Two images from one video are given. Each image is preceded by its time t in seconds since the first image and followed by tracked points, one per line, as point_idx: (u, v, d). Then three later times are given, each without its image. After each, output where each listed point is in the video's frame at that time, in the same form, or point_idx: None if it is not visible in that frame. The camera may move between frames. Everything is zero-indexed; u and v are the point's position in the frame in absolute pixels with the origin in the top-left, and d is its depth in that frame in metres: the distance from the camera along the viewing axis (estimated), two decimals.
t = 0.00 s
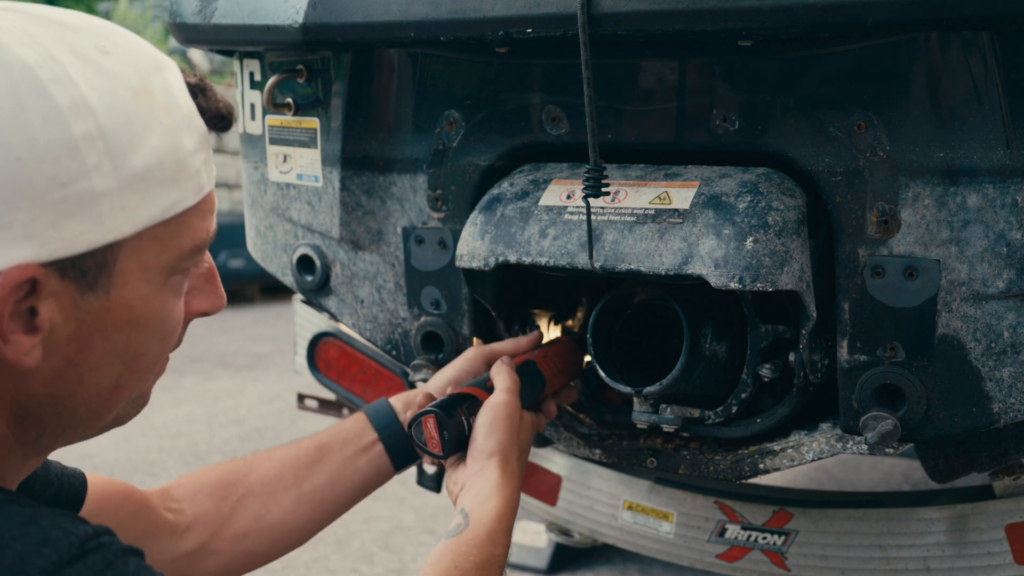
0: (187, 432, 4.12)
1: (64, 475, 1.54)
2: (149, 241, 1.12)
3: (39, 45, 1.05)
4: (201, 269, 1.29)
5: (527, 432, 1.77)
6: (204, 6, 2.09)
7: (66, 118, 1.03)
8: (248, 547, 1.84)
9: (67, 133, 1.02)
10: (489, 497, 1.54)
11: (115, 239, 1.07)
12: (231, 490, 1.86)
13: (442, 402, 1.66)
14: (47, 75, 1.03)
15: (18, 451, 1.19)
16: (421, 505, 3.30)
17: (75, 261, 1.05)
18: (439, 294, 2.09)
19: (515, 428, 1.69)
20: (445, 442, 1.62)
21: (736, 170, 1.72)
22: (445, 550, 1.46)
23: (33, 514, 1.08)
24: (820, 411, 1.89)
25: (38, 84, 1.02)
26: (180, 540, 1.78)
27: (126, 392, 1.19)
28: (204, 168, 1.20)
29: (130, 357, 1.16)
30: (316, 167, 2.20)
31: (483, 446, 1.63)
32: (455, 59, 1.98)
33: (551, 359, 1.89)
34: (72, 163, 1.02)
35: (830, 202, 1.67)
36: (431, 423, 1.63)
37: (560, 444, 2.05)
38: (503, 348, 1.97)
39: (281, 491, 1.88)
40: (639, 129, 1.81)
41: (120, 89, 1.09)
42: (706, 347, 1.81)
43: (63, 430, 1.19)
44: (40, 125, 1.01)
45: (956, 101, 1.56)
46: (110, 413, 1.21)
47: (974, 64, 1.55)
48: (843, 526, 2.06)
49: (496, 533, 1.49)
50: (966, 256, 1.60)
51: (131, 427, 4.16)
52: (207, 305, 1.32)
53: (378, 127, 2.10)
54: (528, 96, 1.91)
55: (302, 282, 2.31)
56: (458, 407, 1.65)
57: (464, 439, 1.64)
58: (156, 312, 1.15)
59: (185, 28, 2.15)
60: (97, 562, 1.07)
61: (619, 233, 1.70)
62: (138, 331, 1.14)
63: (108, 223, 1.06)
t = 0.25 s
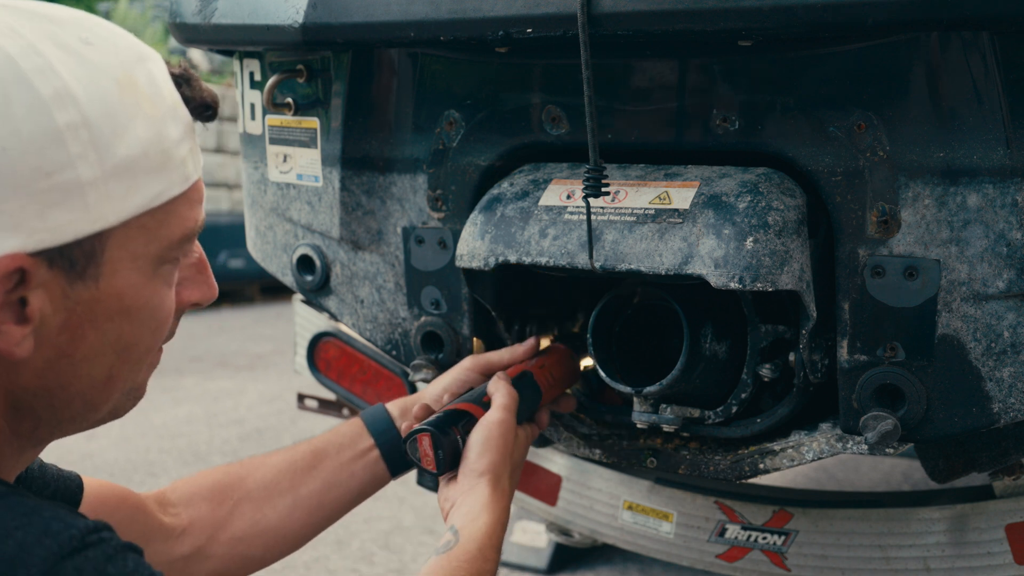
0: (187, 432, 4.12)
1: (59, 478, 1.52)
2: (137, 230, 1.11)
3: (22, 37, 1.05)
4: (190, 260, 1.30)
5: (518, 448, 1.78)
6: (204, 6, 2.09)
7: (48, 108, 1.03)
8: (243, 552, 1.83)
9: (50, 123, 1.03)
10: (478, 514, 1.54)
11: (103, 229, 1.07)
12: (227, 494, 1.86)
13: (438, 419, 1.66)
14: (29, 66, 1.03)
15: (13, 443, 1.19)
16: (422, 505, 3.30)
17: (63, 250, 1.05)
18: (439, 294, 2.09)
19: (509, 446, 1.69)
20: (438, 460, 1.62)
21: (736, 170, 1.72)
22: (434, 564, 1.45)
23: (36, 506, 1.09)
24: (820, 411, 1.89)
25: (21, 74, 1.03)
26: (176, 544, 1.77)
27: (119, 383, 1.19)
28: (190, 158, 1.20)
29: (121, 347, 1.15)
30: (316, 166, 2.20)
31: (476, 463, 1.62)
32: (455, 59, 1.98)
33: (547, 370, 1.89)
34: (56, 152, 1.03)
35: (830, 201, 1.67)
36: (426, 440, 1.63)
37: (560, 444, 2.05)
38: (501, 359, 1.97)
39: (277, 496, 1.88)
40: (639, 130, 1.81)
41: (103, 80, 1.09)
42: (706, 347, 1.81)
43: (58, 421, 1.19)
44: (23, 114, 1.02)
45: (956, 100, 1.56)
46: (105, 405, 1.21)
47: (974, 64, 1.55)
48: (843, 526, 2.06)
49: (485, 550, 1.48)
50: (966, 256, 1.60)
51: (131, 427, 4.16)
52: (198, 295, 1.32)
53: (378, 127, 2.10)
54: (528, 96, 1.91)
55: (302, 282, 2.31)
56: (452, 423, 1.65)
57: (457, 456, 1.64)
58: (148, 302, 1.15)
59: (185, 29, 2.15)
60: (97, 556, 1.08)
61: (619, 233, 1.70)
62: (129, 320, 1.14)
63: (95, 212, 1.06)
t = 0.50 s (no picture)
0: (187, 432, 4.12)
1: (54, 472, 1.51)
2: (133, 231, 1.11)
3: (19, 37, 1.05)
4: (186, 262, 1.29)
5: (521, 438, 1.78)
6: (204, 6, 2.09)
7: (45, 108, 1.03)
8: (243, 541, 1.83)
9: (47, 123, 1.03)
10: (482, 502, 1.54)
11: (99, 229, 1.07)
12: (226, 484, 1.86)
13: (439, 409, 1.66)
14: (26, 66, 1.03)
15: (8, 441, 1.20)
16: (422, 505, 3.30)
17: (59, 250, 1.05)
18: (439, 294, 2.09)
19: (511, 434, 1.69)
20: (442, 450, 1.63)
21: (736, 170, 1.72)
22: (437, 554, 1.46)
23: (29, 502, 1.09)
24: (820, 411, 1.89)
25: (18, 74, 1.03)
26: (174, 535, 1.78)
27: (113, 384, 1.19)
28: (187, 159, 1.20)
29: (116, 348, 1.15)
30: (316, 167, 2.20)
31: (478, 452, 1.63)
32: (455, 59, 1.98)
33: (547, 356, 1.88)
34: (53, 152, 1.03)
35: (830, 201, 1.67)
36: (427, 431, 1.64)
37: (559, 443, 2.06)
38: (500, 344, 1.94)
39: (276, 485, 1.88)
40: (640, 130, 1.81)
41: (101, 80, 1.09)
42: (706, 347, 1.81)
43: (52, 422, 1.19)
44: (19, 114, 1.02)
45: (956, 100, 1.56)
46: (98, 406, 1.21)
47: (974, 64, 1.55)
48: (843, 526, 2.06)
49: (488, 538, 1.48)
50: (966, 256, 1.60)
51: (131, 427, 4.16)
52: (194, 297, 1.32)
53: (378, 127, 2.10)
54: (528, 96, 1.91)
55: (302, 282, 2.31)
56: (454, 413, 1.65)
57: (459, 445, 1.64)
58: (143, 303, 1.15)
59: (185, 28, 2.15)
60: (93, 550, 1.08)
61: (619, 233, 1.70)
62: (124, 322, 1.14)
63: (91, 212, 1.06)
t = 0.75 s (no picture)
0: (187, 432, 4.12)
1: (59, 479, 1.48)
2: (129, 228, 1.12)
3: (16, 31, 1.05)
4: (183, 261, 1.29)
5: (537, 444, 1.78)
6: (204, 6, 2.09)
7: (41, 102, 1.03)
8: (248, 549, 1.83)
9: (43, 117, 1.03)
10: (504, 509, 1.54)
11: (94, 225, 1.07)
12: (230, 491, 1.85)
13: (465, 416, 1.64)
14: (22, 61, 1.03)
15: (4, 441, 1.19)
16: (422, 505, 3.30)
17: (53, 246, 1.05)
18: (439, 294, 2.09)
19: (535, 442, 1.70)
20: (466, 459, 1.60)
21: (736, 170, 1.72)
22: (455, 557, 1.46)
23: (36, 494, 1.09)
24: (820, 411, 1.89)
25: (14, 69, 1.03)
26: (179, 544, 1.77)
27: (108, 382, 1.19)
28: (183, 156, 1.20)
29: (111, 346, 1.15)
30: (316, 166, 2.20)
31: (502, 458, 1.63)
32: (455, 59, 1.98)
33: (558, 361, 1.89)
34: (48, 147, 1.03)
35: (830, 201, 1.67)
36: (452, 438, 1.61)
37: (559, 443, 2.06)
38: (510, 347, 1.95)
39: (281, 491, 1.88)
40: (640, 130, 1.81)
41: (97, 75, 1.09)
42: (706, 347, 1.81)
43: (48, 421, 1.19)
44: (15, 109, 1.02)
45: (956, 100, 1.56)
46: (94, 405, 1.20)
47: (974, 64, 1.55)
48: (843, 526, 2.06)
49: (508, 545, 1.49)
50: (966, 256, 1.60)
51: (131, 427, 4.16)
52: (192, 297, 1.32)
53: (378, 126, 2.10)
54: (528, 96, 1.91)
55: (302, 282, 2.31)
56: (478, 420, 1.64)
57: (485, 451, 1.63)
58: (139, 301, 1.15)
59: (185, 29, 2.15)
60: (98, 544, 1.08)
61: (619, 233, 1.70)
62: (119, 319, 1.14)
63: (86, 207, 1.06)
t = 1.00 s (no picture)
0: (187, 432, 4.12)
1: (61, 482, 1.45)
2: (128, 227, 1.11)
3: (17, 29, 1.05)
4: (183, 261, 1.29)
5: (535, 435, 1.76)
6: (204, 6, 2.09)
7: (40, 101, 1.03)
8: (246, 553, 1.84)
9: (42, 116, 1.03)
10: (495, 506, 1.54)
11: (92, 224, 1.07)
12: (228, 494, 1.85)
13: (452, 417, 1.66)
14: (22, 59, 1.03)
15: (5, 439, 1.19)
16: (421, 505, 3.30)
17: (51, 245, 1.05)
18: (439, 294, 2.09)
19: (528, 437, 1.69)
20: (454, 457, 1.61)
21: (736, 170, 1.72)
22: (444, 558, 1.46)
23: (47, 489, 1.09)
24: (820, 411, 1.89)
25: (14, 67, 1.03)
26: (177, 549, 1.78)
27: (107, 382, 1.19)
28: (184, 156, 1.19)
29: (110, 345, 1.15)
30: (316, 167, 2.20)
31: (494, 454, 1.63)
32: (455, 59, 1.98)
33: (552, 359, 1.88)
34: (47, 145, 1.03)
35: (830, 201, 1.67)
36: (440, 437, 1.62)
37: (559, 443, 2.06)
38: (506, 346, 1.96)
39: (278, 495, 1.88)
40: (639, 130, 1.81)
41: (98, 75, 1.09)
42: (706, 347, 1.81)
43: (47, 420, 1.19)
44: (14, 108, 1.02)
45: (956, 100, 1.56)
46: (93, 404, 1.20)
47: (974, 64, 1.55)
48: (843, 526, 2.06)
49: (498, 546, 1.48)
50: (966, 256, 1.60)
51: (131, 427, 4.16)
52: (191, 297, 1.32)
53: (378, 126, 2.11)
54: (528, 96, 1.91)
55: (302, 282, 2.31)
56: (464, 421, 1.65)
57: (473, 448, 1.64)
58: (139, 300, 1.15)
59: (185, 29, 2.15)
60: (109, 542, 1.09)
61: (619, 233, 1.70)
62: (118, 318, 1.14)
63: (85, 207, 1.06)
